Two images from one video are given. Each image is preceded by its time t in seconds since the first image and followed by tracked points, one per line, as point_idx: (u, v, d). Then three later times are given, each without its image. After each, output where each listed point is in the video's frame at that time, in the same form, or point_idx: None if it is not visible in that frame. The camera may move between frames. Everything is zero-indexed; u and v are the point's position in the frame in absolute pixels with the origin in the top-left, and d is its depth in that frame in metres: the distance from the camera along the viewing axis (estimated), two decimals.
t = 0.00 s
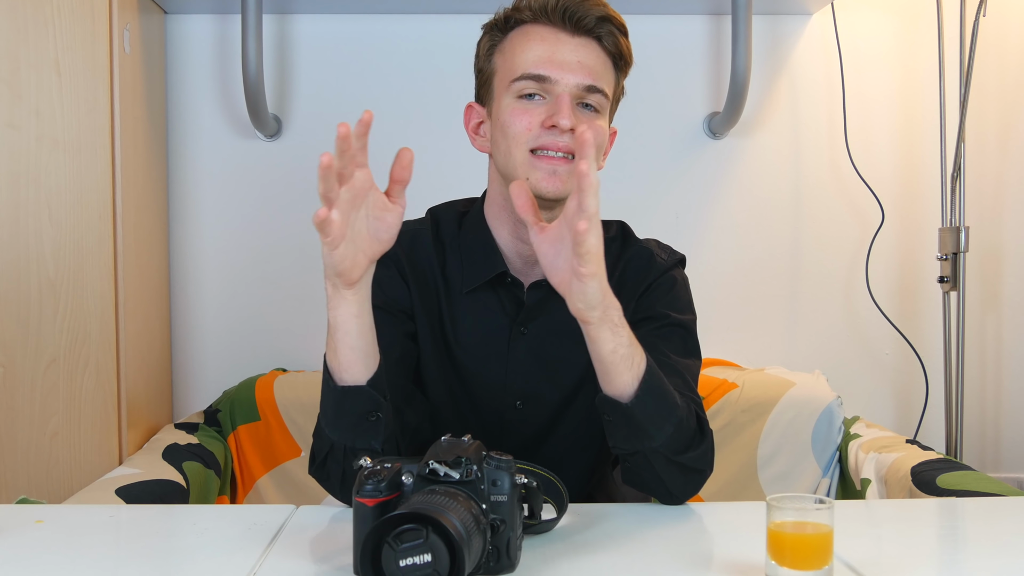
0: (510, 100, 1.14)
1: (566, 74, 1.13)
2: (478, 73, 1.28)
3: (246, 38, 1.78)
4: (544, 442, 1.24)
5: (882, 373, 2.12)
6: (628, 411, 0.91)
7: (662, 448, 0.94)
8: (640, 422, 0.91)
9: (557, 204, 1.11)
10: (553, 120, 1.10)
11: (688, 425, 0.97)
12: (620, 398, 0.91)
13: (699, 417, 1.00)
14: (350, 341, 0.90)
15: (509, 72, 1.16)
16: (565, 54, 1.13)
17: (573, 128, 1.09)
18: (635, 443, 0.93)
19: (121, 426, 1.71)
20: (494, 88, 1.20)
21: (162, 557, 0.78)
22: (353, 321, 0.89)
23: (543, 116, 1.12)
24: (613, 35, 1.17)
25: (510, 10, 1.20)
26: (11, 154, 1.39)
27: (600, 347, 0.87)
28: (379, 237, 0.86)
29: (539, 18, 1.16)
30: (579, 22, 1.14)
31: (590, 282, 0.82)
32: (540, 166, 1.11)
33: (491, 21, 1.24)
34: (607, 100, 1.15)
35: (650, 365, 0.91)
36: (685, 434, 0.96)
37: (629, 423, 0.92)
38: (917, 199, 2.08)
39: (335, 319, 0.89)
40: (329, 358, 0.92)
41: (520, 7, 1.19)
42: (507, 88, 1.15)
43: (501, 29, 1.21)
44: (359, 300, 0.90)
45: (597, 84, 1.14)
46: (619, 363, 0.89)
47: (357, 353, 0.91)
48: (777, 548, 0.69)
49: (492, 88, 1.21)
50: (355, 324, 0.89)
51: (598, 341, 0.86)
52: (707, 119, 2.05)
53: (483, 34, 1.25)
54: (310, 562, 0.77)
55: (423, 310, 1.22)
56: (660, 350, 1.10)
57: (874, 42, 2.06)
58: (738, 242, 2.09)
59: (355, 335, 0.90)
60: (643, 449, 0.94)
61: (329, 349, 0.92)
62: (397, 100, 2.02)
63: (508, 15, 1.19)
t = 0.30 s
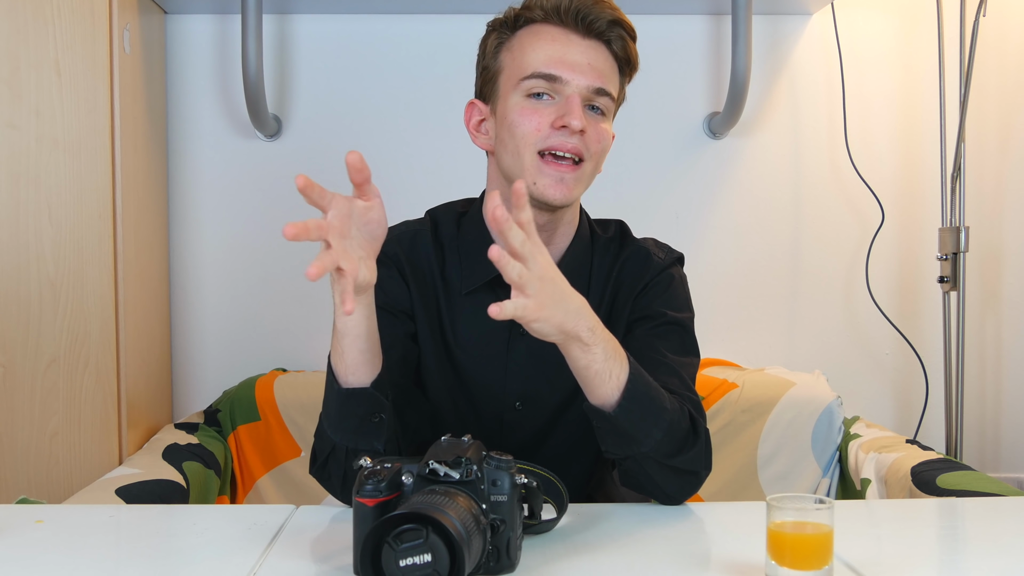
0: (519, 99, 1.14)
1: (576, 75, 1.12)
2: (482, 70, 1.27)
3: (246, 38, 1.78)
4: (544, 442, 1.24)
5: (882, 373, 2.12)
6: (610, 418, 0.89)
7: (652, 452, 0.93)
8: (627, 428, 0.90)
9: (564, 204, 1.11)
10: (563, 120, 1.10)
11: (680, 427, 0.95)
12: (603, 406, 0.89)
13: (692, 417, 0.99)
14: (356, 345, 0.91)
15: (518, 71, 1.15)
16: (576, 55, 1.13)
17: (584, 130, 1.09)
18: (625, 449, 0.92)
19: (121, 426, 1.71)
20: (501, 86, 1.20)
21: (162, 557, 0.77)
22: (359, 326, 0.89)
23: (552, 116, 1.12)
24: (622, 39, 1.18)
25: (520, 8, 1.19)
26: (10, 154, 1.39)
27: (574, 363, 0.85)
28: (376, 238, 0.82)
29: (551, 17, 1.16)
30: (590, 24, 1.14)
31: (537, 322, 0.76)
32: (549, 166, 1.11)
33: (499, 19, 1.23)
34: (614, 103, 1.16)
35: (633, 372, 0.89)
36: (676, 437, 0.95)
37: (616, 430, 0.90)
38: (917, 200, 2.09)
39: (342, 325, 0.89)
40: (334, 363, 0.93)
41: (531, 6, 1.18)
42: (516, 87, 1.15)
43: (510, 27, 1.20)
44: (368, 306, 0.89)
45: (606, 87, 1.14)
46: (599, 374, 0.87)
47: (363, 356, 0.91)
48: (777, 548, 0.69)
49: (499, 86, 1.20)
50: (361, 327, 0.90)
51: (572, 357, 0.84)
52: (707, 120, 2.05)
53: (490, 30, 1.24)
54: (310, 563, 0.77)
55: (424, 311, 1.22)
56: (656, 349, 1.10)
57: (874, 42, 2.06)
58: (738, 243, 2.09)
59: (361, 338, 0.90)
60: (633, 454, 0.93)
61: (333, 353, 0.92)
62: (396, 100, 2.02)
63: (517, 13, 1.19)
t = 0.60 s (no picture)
0: (516, 111, 1.13)
1: (572, 88, 1.11)
2: (479, 72, 1.26)
3: (246, 38, 1.78)
4: (544, 443, 1.24)
5: (882, 373, 2.12)
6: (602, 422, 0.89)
7: (648, 455, 0.93)
8: (622, 432, 0.90)
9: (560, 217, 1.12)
10: (560, 136, 1.10)
11: (674, 428, 0.96)
12: (594, 410, 0.89)
13: (687, 416, 1.00)
14: (353, 343, 0.90)
15: (515, 81, 1.15)
16: (572, 67, 1.12)
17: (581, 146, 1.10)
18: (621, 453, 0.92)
19: (121, 426, 1.72)
20: (498, 93, 1.19)
21: (162, 558, 0.77)
22: (357, 322, 0.89)
23: (549, 130, 1.11)
24: (620, 48, 1.17)
25: (518, 14, 1.18)
26: (10, 154, 1.39)
27: (563, 369, 0.85)
28: (376, 233, 0.83)
29: (550, 26, 1.15)
30: (589, 34, 1.13)
31: (520, 322, 0.77)
32: (546, 182, 1.11)
33: (496, 22, 1.22)
34: (610, 113, 1.15)
35: (622, 375, 0.89)
36: (671, 438, 0.95)
37: (611, 434, 0.90)
38: (917, 200, 2.09)
39: (339, 321, 0.89)
40: (333, 361, 0.93)
41: (529, 13, 1.18)
42: (513, 98, 1.14)
43: (508, 33, 1.20)
44: (364, 301, 0.89)
45: (603, 98, 1.13)
46: (588, 379, 0.87)
47: (361, 355, 0.91)
48: (777, 548, 0.69)
49: (496, 93, 1.19)
50: (359, 327, 0.89)
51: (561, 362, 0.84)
52: (707, 119, 2.05)
53: (488, 35, 1.23)
54: (310, 563, 0.77)
55: (424, 311, 1.23)
56: (655, 349, 1.10)
57: (874, 42, 2.06)
58: (738, 242, 2.09)
59: (359, 336, 0.90)
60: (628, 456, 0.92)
61: (333, 351, 0.92)
62: (396, 100, 2.02)
63: (516, 19, 1.19)
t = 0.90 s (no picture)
0: (510, 114, 1.14)
1: (565, 90, 1.11)
2: (474, 74, 1.26)
3: (246, 38, 1.78)
4: (543, 442, 1.24)
5: (882, 373, 2.12)
6: (596, 428, 0.89)
7: (644, 457, 0.92)
8: (617, 435, 0.90)
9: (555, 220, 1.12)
10: (553, 139, 1.10)
11: (670, 429, 0.96)
12: (587, 416, 0.89)
13: (684, 416, 1.00)
14: (348, 341, 0.90)
15: (508, 84, 1.15)
16: (565, 68, 1.12)
17: (574, 148, 1.10)
18: (618, 456, 0.92)
19: (121, 426, 1.72)
20: (492, 95, 1.19)
21: (162, 558, 0.77)
22: (350, 320, 0.89)
23: (542, 133, 1.12)
24: (614, 48, 1.15)
25: (509, 16, 1.17)
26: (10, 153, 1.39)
27: (555, 376, 0.85)
28: (369, 232, 0.83)
29: (541, 27, 1.14)
30: (581, 35, 1.12)
31: (509, 337, 0.77)
32: (540, 185, 1.11)
33: (489, 23, 1.22)
34: (605, 113, 1.15)
35: (615, 378, 0.89)
36: (668, 439, 0.95)
37: (607, 438, 0.90)
38: (917, 200, 2.09)
39: (334, 320, 0.90)
40: (329, 359, 0.93)
41: (520, 14, 1.16)
42: (506, 102, 1.14)
43: (500, 34, 1.19)
44: (358, 299, 0.90)
45: (597, 98, 1.13)
46: (581, 385, 0.87)
47: (357, 353, 0.91)
48: (777, 548, 0.69)
49: (490, 95, 1.19)
50: (353, 324, 0.90)
51: (553, 370, 0.84)
52: (707, 119, 2.05)
53: (480, 37, 1.22)
54: (310, 563, 0.77)
55: (422, 310, 1.23)
56: (653, 349, 1.10)
57: (875, 42, 2.06)
58: (738, 243, 2.09)
59: (354, 334, 0.90)
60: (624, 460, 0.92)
61: (328, 350, 0.92)
62: (396, 100, 2.02)
63: (507, 21, 1.17)
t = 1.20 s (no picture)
0: (505, 114, 1.14)
1: (561, 89, 1.11)
2: (469, 75, 1.26)
3: (246, 38, 1.78)
4: (543, 442, 1.24)
5: (882, 374, 2.12)
6: (596, 430, 0.89)
7: (643, 458, 0.92)
8: (617, 436, 0.90)
9: (553, 220, 1.12)
10: (549, 138, 1.10)
11: (670, 430, 0.96)
12: (587, 418, 0.89)
13: (683, 416, 0.99)
14: (348, 343, 0.91)
15: (503, 84, 1.15)
16: (561, 67, 1.12)
17: (570, 147, 1.09)
18: (617, 457, 0.92)
19: (121, 426, 1.72)
20: (487, 96, 1.19)
21: (162, 558, 0.77)
22: (350, 323, 0.90)
23: (539, 133, 1.12)
24: (608, 46, 1.15)
25: (503, 16, 1.18)
26: (10, 154, 1.39)
27: (554, 379, 0.85)
28: (366, 239, 0.83)
29: (534, 27, 1.15)
30: (575, 33, 1.12)
31: (511, 344, 0.77)
32: (537, 184, 1.11)
33: (482, 24, 1.22)
34: (601, 111, 1.15)
35: (613, 379, 0.89)
36: (667, 440, 0.95)
37: (606, 439, 0.90)
38: (917, 200, 2.09)
39: (334, 322, 0.90)
40: (330, 362, 0.93)
41: (513, 14, 1.17)
42: (501, 102, 1.14)
43: (494, 35, 1.19)
44: (358, 303, 0.90)
45: (593, 97, 1.13)
46: (580, 387, 0.87)
47: (357, 356, 0.91)
48: (777, 548, 0.69)
49: (485, 95, 1.19)
50: (354, 326, 0.90)
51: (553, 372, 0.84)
52: (707, 120, 2.05)
53: (473, 38, 1.23)
54: (310, 563, 0.77)
55: (422, 311, 1.23)
56: (652, 348, 1.10)
57: (875, 42, 2.06)
58: (738, 243, 2.09)
59: (355, 336, 0.91)
60: (624, 461, 0.92)
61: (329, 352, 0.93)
62: (396, 100, 2.02)
63: (500, 22, 1.18)
